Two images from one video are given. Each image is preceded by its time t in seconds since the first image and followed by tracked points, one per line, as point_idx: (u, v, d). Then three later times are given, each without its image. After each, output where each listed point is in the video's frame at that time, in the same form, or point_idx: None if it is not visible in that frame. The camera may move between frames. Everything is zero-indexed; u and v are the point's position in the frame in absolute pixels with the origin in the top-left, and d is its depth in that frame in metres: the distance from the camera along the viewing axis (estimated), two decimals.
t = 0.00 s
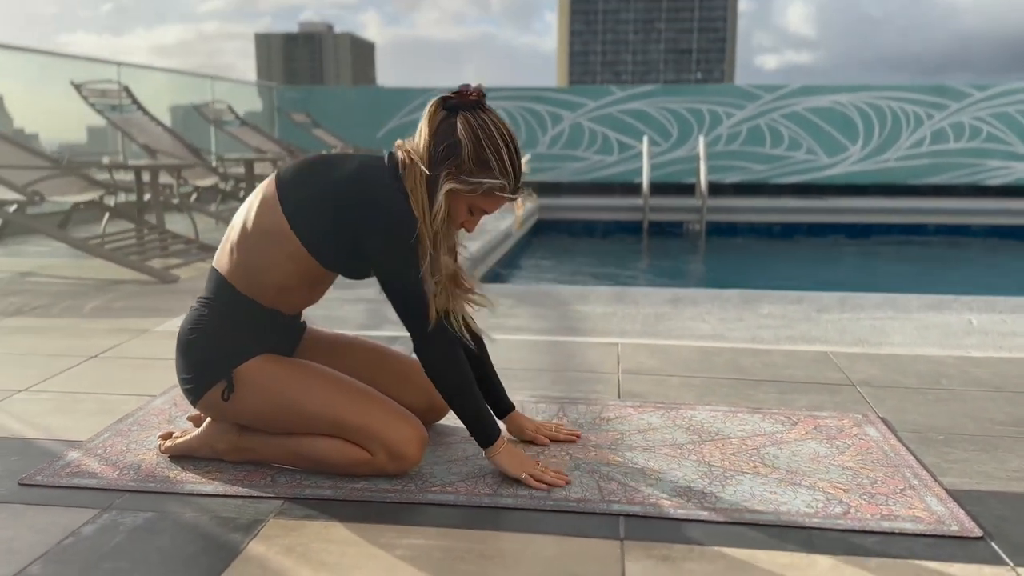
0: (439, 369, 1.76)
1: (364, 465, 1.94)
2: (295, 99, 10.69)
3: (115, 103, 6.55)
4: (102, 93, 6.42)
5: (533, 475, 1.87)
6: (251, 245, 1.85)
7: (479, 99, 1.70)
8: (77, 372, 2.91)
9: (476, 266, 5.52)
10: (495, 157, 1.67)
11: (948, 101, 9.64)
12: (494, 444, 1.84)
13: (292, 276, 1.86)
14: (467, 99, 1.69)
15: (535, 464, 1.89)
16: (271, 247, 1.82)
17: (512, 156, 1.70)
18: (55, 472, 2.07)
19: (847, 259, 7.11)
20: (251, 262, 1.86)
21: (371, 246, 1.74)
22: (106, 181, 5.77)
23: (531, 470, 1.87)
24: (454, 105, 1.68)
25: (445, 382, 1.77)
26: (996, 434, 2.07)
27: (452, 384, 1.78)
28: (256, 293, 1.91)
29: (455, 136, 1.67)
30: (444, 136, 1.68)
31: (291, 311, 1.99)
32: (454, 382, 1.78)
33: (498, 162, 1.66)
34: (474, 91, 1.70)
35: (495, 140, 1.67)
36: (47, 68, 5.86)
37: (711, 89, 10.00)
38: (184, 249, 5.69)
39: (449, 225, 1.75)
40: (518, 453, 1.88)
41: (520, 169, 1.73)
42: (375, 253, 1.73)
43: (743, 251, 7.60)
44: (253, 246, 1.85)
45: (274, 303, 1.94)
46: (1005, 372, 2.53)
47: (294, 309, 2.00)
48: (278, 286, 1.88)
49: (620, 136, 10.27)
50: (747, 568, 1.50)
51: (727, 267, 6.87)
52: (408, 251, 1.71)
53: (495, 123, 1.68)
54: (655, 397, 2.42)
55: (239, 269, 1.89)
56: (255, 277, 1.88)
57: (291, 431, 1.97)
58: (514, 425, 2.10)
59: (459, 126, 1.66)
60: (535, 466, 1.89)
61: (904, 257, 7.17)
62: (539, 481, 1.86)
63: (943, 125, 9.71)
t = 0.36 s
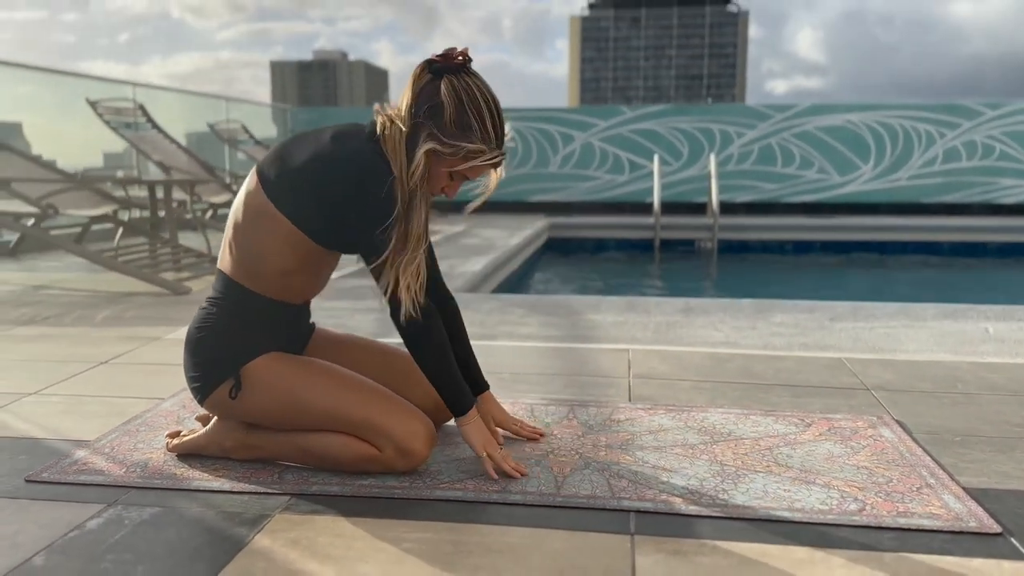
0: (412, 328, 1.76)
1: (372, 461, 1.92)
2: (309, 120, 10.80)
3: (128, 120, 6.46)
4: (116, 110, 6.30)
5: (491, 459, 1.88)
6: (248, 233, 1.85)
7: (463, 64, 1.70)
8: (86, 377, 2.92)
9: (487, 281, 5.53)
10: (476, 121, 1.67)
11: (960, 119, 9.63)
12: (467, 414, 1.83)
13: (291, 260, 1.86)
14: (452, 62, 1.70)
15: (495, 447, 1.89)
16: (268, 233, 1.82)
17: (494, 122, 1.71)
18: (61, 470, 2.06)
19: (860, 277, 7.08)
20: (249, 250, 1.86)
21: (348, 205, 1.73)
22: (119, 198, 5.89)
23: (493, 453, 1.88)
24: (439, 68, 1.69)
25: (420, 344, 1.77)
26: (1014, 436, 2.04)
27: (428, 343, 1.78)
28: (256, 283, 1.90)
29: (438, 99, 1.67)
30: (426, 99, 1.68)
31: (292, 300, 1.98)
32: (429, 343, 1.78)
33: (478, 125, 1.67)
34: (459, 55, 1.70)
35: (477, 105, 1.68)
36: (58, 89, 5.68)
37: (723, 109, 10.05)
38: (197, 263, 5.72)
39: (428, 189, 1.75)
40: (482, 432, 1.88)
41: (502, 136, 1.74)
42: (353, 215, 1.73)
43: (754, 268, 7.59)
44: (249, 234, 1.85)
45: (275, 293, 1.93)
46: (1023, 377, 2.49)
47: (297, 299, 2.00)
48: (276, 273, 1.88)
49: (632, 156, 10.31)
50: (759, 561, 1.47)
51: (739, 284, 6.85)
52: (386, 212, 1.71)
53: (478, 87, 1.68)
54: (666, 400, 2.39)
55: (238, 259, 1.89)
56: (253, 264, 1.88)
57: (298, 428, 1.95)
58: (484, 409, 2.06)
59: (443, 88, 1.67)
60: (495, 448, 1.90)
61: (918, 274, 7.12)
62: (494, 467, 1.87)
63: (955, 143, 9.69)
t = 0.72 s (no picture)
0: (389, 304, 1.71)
1: (382, 461, 1.89)
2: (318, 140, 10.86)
3: (140, 138, 6.88)
4: (127, 128, 6.73)
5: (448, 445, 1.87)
6: (243, 229, 1.82)
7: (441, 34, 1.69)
8: (95, 384, 2.90)
9: (498, 295, 5.53)
10: (455, 88, 1.65)
11: (970, 136, 9.65)
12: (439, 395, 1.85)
13: (287, 253, 1.82)
14: (428, 31, 1.68)
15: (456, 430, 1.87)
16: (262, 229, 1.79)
17: (473, 90, 1.69)
18: (68, 472, 2.02)
19: (871, 292, 7.06)
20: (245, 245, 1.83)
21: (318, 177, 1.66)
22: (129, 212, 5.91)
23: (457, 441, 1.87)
24: (416, 38, 1.67)
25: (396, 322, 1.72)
26: None
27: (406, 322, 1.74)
28: (255, 280, 1.87)
29: (416, 66, 1.65)
30: (404, 68, 1.66)
31: (297, 295, 1.94)
32: (404, 318, 1.74)
33: (457, 91, 1.64)
34: (435, 25, 1.69)
35: (456, 71, 1.66)
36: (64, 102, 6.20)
37: (732, 127, 10.08)
38: (206, 277, 5.73)
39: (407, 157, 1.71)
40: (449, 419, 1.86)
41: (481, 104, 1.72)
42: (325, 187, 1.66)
43: (763, 284, 7.57)
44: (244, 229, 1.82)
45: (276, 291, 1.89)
46: None
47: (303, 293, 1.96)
48: (274, 269, 1.84)
49: (641, 174, 10.35)
50: (781, 558, 1.43)
51: (750, 299, 6.83)
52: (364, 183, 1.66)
53: (457, 55, 1.67)
54: (681, 404, 2.36)
55: (238, 257, 1.86)
56: (251, 260, 1.84)
57: (306, 429, 1.91)
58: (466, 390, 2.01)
59: (421, 56, 1.65)
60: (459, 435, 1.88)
61: (930, 289, 7.09)
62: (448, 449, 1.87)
63: (965, 160, 9.69)
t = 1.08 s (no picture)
0: (362, 280, 1.70)
1: (393, 461, 1.86)
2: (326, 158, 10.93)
3: (148, 153, 6.98)
4: (136, 143, 6.83)
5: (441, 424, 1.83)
6: (245, 234, 1.81)
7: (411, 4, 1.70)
8: (102, 391, 2.88)
9: (506, 306, 5.52)
10: (431, 53, 1.65)
11: (976, 149, 9.67)
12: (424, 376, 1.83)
13: (296, 249, 1.83)
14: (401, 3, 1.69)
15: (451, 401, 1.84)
16: (267, 231, 1.78)
17: (451, 55, 1.69)
18: (76, 473, 1.99)
19: (880, 304, 7.04)
20: (249, 249, 1.82)
21: (297, 161, 1.68)
22: (138, 225, 5.92)
23: (451, 420, 1.83)
24: (388, 12, 1.68)
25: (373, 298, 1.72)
26: None
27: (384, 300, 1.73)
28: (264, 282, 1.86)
29: (391, 39, 1.65)
30: (379, 41, 1.67)
31: (306, 295, 1.93)
32: (383, 294, 1.73)
33: (434, 56, 1.64)
34: None
35: (431, 40, 1.66)
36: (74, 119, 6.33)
37: (739, 141, 10.11)
38: (214, 289, 5.72)
39: (388, 131, 1.72)
40: (440, 397, 1.83)
41: (460, 73, 1.72)
42: (303, 171, 1.67)
43: (771, 296, 7.55)
44: (247, 233, 1.81)
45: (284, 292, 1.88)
46: None
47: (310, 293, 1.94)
48: (283, 269, 1.84)
49: (647, 189, 10.36)
50: (803, 553, 1.40)
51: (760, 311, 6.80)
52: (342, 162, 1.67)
53: (430, 23, 1.68)
54: (696, 407, 2.33)
55: (243, 261, 1.85)
56: (255, 262, 1.83)
57: (316, 429, 1.89)
58: (458, 372, 2.00)
59: (395, 29, 1.66)
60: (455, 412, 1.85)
61: (940, 300, 7.07)
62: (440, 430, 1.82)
63: (972, 173, 9.71)
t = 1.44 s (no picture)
0: (337, 268, 1.68)
1: (402, 464, 1.84)
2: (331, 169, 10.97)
3: (154, 164, 7.07)
4: (142, 155, 6.92)
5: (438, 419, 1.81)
6: (245, 240, 1.80)
7: None
8: (109, 398, 2.87)
9: (512, 315, 5.50)
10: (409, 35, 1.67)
11: (981, 157, 9.66)
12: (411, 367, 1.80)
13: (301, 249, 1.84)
14: None
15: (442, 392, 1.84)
16: (271, 235, 1.79)
17: (427, 35, 1.70)
18: (83, 478, 1.98)
19: (888, 311, 7.00)
20: (252, 255, 1.81)
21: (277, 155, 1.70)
22: (144, 235, 5.93)
23: (447, 412, 1.82)
24: None
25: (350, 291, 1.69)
26: None
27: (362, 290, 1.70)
28: (270, 287, 1.85)
29: (367, 25, 1.68)
30: (355, 28, 1.68)
31: (309, 298, 1.92)
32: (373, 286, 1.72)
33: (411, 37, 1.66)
34: None
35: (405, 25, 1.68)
36: (84, 131, 6.41)
37: (742, 150, 10.11)
38: (220, 299, 5.72)
39: (371, 120, 1.73)
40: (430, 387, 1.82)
41: (440, 55, 1.73)
42: (284, 165, 1.69)
43: (778, 305, 7.52)
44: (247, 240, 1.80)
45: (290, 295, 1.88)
46: None
47: (313, 296, 1.93)
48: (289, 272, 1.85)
49: (651, 199, 10.37)
50: (820, 553, 1.37)
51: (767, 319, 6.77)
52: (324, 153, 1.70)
53: (404, 7, 1.70)
54: (707, 410, 2.31)
55: (247, 266, 1.83)
56: (259, 267, 1.83)
57: (323, 434, 1.87)
58: (448, 367, 2.02)
59: (370, 14, 1.68)
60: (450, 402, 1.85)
61: (948, 307, 7.03)
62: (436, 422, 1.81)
63: (977, 181, 9.70)
